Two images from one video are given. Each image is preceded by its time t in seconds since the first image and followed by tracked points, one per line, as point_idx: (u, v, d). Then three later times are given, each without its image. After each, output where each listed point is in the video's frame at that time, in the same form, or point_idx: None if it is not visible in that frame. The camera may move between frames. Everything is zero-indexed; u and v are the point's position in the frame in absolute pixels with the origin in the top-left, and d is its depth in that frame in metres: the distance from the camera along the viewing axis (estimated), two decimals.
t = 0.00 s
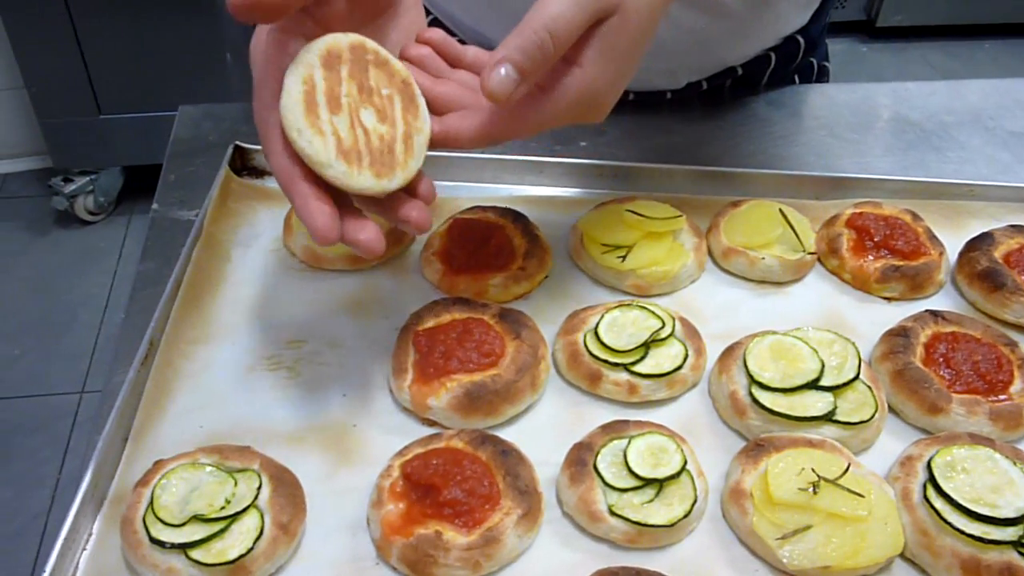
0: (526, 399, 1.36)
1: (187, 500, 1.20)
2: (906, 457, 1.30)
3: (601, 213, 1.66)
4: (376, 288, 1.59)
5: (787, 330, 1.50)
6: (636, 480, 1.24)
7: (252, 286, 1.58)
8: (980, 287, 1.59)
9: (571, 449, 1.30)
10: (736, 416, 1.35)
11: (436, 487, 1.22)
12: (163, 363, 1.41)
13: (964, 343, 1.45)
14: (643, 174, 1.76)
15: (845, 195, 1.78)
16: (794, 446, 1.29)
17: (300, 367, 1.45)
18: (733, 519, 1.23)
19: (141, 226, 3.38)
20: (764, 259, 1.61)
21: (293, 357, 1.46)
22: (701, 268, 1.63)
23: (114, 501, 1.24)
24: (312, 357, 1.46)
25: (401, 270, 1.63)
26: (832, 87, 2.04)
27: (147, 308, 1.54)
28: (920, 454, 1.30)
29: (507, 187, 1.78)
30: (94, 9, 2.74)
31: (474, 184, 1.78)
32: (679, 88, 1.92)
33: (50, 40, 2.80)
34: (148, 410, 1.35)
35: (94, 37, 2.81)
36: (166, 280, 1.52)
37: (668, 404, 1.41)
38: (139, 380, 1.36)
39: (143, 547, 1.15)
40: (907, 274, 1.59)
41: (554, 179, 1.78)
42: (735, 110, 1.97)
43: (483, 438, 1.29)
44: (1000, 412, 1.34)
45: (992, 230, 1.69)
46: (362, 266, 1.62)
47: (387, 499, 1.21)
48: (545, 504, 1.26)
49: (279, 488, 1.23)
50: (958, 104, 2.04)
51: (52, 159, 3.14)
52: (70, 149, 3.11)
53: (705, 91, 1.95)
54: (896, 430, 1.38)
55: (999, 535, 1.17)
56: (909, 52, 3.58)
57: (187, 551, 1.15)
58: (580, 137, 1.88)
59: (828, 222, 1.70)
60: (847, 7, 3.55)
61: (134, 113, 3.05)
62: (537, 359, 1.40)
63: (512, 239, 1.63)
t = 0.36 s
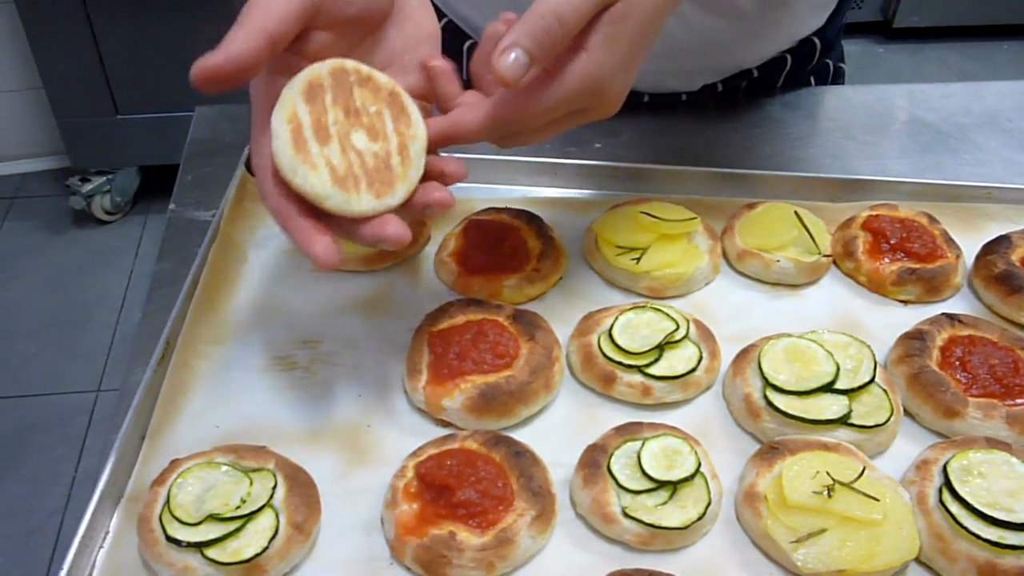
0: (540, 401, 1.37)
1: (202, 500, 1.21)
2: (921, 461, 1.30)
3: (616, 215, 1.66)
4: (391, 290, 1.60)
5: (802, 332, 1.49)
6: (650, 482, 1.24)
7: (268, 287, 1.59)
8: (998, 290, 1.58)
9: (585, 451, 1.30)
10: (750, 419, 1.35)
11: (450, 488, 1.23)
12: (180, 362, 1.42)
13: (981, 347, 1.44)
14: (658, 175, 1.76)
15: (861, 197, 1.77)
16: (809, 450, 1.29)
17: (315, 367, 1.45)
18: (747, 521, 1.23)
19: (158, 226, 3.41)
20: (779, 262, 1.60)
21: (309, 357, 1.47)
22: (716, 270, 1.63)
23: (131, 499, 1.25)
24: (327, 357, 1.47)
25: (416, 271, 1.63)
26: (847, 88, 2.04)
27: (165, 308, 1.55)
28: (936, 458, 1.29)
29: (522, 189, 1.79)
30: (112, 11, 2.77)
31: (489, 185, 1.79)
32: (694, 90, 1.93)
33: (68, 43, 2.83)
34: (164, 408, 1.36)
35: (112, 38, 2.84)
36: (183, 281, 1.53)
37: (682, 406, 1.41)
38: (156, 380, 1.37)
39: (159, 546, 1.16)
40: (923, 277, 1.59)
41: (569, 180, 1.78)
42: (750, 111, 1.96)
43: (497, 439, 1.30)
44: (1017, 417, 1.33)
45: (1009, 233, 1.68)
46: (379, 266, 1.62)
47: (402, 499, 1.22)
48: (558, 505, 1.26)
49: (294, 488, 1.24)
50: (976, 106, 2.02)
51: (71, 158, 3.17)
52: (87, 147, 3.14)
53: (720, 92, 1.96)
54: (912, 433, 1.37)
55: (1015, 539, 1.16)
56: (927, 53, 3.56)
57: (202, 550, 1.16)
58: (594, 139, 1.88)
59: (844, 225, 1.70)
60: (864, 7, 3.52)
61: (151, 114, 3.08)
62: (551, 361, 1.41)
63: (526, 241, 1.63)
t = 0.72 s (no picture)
0: (550, 400, 1.37)
1: (213, 498, 1.22)
2: (934, 462, 1.29)
3: (627, 215, 1.66)
4: (402, 289, 1.60)
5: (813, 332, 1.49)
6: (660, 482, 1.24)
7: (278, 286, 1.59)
8: (1011, 290, 1.57)
9: (595, 450, 1.30)
10: (761, 419, 1.35)
11: (460, 486, 1.23)
12: (191, 361, 1.44)
13: (994, 348, 1.43)
14: (669, 175, 1.76)
15: (874, 198, 1.77)
16: (820, 450, 1.28)
17: (325, 366, 1.46)
18: (758, 522, 1.23)
19: (170, 227, 3.42)
20: (790, 262, 1.60)
21: (319, 357, 1.48)
22: (727, 270, 1.62)
23: (143, 497, 1.26)
24: (337, 357, 1.47)
25: (426, 271, 1.64)
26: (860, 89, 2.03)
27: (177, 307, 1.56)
28: (948, 459, 1.29)
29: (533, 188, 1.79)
30: (126, 15, 2.79)
31: (500, 184, 1.80)
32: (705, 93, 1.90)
33: (81, 46, 2.85)
34: (176, 408, 1.37)
35: (125, 40, 2.85)
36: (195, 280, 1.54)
37: (693, 406, 1.40)
38: (168, 379, 1.38)
39: (170, 543, 1.16)
40: (935, 277, 1.58)
41: (579, 179, 1.79)
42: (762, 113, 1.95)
43: (507, 438, 1.30)
44: None
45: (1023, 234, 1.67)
46: (391, 266, 1.62)
47: (412, 498, 1.22)
48: (568, 504, 1.26)
49: (304, 487, 1.24)
50: (989, 108, 2.01)
51: (84, 160, 3.19)
52: (98, 147, 3.15)
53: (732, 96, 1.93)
54: (924, 435, 1.37)
55: None
56: (939, 56, 3.54)
57: (214, 548, 1.17)
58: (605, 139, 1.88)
59: (855, 226, 1.69)
60: (877, 9, 3.51)
61: (164, 116, 3.09)
62: (562, 361, 1.40)
63: (536, 241, 1.64)
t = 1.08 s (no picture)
0: (544, 331, 1.34)
1: (201, 427, 1.20)
2: (932, 391, 1.28)
3: (623, 148, 1.62)
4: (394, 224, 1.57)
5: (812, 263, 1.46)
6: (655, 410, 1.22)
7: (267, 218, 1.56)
8: (1013, 223, 1.54)
9: (589, 381, 1.29)
10: (757, 349, 1.33)
11: (451, 414, 1.21)
12: (178, 293, 1.41)
13: (995, 279, 1.41)
14: (667, 108, 1.72)
15: (874, 131, 1.73)
16: (817, 378, 1.27)
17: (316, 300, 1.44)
18: (753, 451, 1.22)
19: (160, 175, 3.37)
20: (789, 195, 1.57)
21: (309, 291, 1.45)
22: (724, 204, 1.59)
23: (131, 429, 1.25)
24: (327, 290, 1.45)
25: (418, 206, 1.60)
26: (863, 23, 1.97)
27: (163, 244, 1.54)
28: (946, 388, 1.27)
29: (526, 121, 1.75)
30: None
31: (494, 117, 1.75)
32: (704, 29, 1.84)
33: None
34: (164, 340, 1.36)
35: None
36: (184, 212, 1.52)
37: (688, 338, 1.38)
38: (155, 311, 1.36)
39: (159, 473, 1.15)
40: (936, 211, 1.55)
41: (575, 112, 1.74)
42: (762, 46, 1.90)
43: (500, 368, 1.28)
44: None
45: None
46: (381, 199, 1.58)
47: (403, 427, 1.21)
48: (562, 434, 1.25)
49: (295, 417, 1.23)
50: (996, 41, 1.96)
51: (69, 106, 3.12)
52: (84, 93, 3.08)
53: (731, 31, 1.87)
54: (922, 365, 1.35)
55: None
56: None
57: (202, 476, 1.14)
58: (601, 73, 1.83)
59: (854, 158, 1.65)
60: None
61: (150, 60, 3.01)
62: (555, 293, 1.38)
63: (529, 174, 1.60)
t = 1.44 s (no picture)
0: (525, 286, 1.34)
1: (179, 381, 1.19)
2: (914, 342, 1.28)
3: (606, 106, 1.61)
4: (375, 183, 1.55)
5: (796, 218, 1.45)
6: (637, 362, 1.22)
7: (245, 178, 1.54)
8: (998, 178, 1.54)
9: (571, 334, 1.28)
10: (741, 302, 1.32)
11: (432, 368, 1.20)
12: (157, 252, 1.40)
13: (979, 232, 1.40)
14: (650, 67, 1.70)
15: (856, 89, 1.72)
16: (799, 330, 1.26)
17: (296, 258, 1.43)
18: (735, 402, 1.22)
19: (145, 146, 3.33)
20: (773, 151, 1.56)
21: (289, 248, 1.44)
22: (708, 161, 1.58)
23: (109, 385, 1.25)
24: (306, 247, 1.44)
25: (399, 165, 1.58)
26: None
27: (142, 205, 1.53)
28: (929, 338, 1.27)
29: (509, 81, 1.72)
30: None
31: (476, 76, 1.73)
32: None
33: None
34: (143, 298, 1.35)
35: None
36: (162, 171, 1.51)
37: (671, 293, 1.38)
38: (132, 269, 1.36)
39: (136, 427, 1.15)
40: (921, 166, 1.54)
41: (558, 71, 1.72)
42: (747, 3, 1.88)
43: (480, 322, 1.27)
44: (1013, 300, 1.31)
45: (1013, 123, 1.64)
46: (362, 158, 1.57)
47: (383, 381, 1.20)
48: (544, 388, 1.24)
49: (274, 371, 1.22)
50: None
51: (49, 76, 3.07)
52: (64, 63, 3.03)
53: None
54: (905, 318, 1.35)
55: (1008, 415, 1.16)
56: None
57: (180, 429, 1.14)
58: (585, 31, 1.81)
59: (839, 115, 1.64)
60: None
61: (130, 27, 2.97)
62: (537, 248, 1.37)
63: (512, 132, 1.58)
